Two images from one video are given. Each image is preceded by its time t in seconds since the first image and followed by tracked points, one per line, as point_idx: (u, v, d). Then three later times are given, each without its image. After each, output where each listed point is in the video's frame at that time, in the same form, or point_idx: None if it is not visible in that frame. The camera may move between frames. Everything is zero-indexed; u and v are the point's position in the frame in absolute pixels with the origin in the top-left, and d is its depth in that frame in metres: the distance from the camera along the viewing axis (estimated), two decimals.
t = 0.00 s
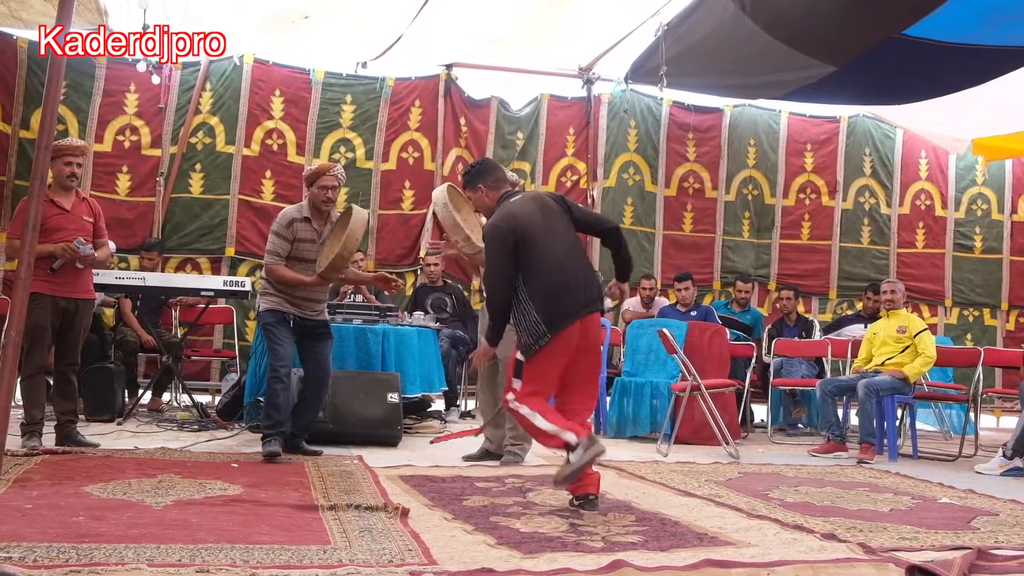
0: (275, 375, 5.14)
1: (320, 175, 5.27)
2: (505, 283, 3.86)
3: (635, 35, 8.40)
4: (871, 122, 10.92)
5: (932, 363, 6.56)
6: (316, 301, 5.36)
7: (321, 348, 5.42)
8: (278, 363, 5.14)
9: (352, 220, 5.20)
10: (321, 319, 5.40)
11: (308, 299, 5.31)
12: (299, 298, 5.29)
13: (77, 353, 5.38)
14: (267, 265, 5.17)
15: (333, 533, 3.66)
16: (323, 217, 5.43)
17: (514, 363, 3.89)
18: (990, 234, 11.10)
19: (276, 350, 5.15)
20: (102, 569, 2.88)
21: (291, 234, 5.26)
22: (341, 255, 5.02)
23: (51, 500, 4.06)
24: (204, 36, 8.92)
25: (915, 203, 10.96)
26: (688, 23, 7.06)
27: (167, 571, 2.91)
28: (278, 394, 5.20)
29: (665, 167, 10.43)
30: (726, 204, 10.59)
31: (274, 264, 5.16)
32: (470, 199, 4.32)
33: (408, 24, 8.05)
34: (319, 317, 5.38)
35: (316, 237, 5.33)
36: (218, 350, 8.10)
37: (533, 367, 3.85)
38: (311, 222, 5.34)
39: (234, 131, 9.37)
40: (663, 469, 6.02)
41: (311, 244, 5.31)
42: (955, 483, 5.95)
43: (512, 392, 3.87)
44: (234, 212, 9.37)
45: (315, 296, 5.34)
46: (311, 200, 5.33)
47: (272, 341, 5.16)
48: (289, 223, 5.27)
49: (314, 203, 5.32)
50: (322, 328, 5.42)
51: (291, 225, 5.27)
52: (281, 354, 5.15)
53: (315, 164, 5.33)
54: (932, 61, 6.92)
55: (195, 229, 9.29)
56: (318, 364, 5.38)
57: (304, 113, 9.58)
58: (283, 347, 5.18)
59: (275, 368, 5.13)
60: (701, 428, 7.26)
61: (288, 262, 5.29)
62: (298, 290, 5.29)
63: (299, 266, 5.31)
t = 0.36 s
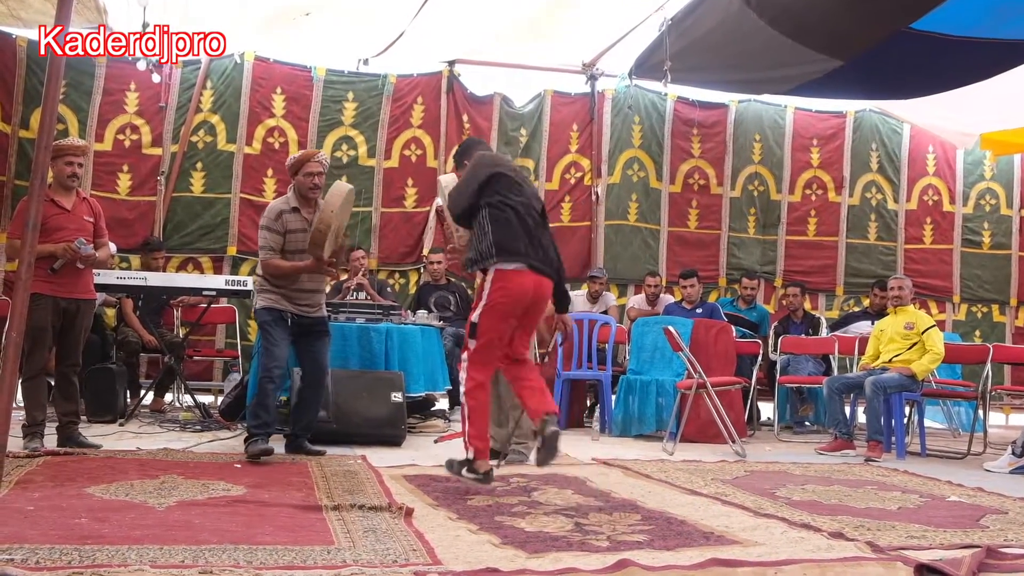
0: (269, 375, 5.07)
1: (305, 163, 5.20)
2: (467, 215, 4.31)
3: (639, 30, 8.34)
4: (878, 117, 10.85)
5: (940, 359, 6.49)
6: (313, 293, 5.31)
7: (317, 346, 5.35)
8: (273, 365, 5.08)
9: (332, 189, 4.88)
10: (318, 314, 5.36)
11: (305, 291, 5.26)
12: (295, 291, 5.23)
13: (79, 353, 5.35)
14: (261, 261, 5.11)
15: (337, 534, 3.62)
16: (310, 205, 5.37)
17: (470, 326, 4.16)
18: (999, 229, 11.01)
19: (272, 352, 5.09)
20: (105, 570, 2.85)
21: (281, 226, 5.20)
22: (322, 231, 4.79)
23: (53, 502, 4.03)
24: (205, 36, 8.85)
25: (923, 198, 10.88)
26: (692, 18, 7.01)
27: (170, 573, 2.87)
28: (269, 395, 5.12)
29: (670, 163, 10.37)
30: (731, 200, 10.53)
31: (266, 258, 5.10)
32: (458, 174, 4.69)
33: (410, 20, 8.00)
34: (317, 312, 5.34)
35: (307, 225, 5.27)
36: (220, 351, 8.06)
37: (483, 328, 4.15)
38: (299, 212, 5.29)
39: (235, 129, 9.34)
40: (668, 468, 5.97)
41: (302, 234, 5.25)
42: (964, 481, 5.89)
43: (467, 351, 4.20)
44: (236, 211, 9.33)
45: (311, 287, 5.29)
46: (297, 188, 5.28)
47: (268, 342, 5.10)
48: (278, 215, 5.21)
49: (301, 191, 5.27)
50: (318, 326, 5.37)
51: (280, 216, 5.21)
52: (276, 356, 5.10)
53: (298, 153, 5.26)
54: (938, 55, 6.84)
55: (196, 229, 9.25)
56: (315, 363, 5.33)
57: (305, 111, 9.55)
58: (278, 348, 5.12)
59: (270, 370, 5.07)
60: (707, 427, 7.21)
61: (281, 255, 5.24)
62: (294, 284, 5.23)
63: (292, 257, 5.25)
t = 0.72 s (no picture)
0: (265, 380, 4.92)
1: (293, 149, 5.08)
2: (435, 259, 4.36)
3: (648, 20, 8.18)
4: (891, 110, 10.66)
5: (955, 358, 6.33)
6: (294, 287, 5.13)
7: (302, 343, 5.20)
8: (266, 367, 4.92)
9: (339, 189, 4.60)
10: (299, 311, 5.19)
11: (287, 284, 5.08)
12: (277, 285, 5.05)
13: (72, 350, 5.23)
14: (245, 248, 4.88)
15: (336, 535, 3.49)
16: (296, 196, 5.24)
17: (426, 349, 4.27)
18: (1015, 225, 10.81)
19: (263, 354, 4.92)
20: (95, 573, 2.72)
21: (267, 213, 5.02)
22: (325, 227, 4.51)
23: (44, 502, 3.91)
24: (205, 37, 8.85)
25: (937, 193, 10.70)
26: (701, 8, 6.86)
27: None
28: (265, 400, 4.97)
29: (678, 157, 10.22)
30: (741, 195, 10.37)
31: (251, 245, 4.89)
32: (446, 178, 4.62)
33: (412, 10, 7.86)
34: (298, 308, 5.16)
35: (293, 215, 5.12)
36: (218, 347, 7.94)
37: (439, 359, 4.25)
38: (286, 200, 5.12)
39: (233, 120, 9.22)
40: (676, 469, 5.83)
41: (288, 223, 5.10)
42: (980, 483, 5.74)
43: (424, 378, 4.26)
44: (232, 205, 9.25)
45: (293, 280, 5.12)
46: (285, 176, 5.12)
47: (259, 344, 4.92)
48: (265, 201, 5.02)
49: (288, 178, 5.12)
50: (299, 322, 5.20)
51: (267, 203, 5.03)
52: (268, 358, 4.93)
53: (284, 140, 5.13)
54: (955, 46, 6.67)
55: (192, 223, 9.15)
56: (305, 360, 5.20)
57: (305, 102, 9.42)
58: (270, 349, 4.96)
59: (264, 373, 4.92)
60: (716, 427, 7.07)
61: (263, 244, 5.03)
62: (275, 277, 5.04)
63: (276, 247, 5.06)
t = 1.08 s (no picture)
0: (264, 377, 4.91)
1: (298, 144, 5.05)
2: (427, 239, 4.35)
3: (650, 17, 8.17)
4: (894, 107, 10.65)
5: (957, 356, 6.32)
6: (286, 280, 5.12)
7: (294, 337, 5.23)
8: (264, 364, 4.92)
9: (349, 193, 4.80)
10: (289, 305, 5.18)
11: (280, 279, 5.07)
12: (271, 279, 5.03)
13: (74, 346, 5.23)
14: (242, 239, 4.85)
15: (338, 531, 3.49)
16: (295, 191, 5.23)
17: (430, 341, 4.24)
18: (1018, 222, 10.80)
19: (260, 351, 4.92)
20: (99, 568, 2.72)
21: (268, 205, 5.01)
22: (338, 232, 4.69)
23: (46, 497, 3.91)
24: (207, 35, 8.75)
25: (940, 190, 10.69)
26: (704, 5, 6.84)
27: (166, 571, 2.74)
28: (264, 398, 4.96)
29: (680, 154, 10.21)
30: (743, 191, 10.37)
31: (250, 236, 4.86)
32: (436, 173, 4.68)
33: (414, 6, 7.86)
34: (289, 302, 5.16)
35: (292, 209, 5.11)
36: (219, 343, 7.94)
37: (442, 342, 4.22)
38: (286, 193, 5.11)
39: (235, 117, 9.22)
40: (678, 466, 5.83)
41: (286, 217, 5.09)
42: (981, 481, 5.73)
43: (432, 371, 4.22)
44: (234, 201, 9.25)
45: (286, 275, 5.12)
46: (286, 169, 5.10)
47: (256, 341, 4.91)
48: (266, 192, 5.00)
49: (289, 172, 5.10)
50: (291, 316, 5.22)
51: (269, 195, 5.00)
52: (265, 355, 4.93)
53: (290, 133, 5.10)
54: (956, 43, 6.66)
55: (194, 219, 9.14)
56: (295, 352, 5.23)
57: (307, 99, 9.41)
58: (267, 346, 4.95)
59: (262, 370, 4.91)
60: (717, 424, 7.07)
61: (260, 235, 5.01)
62: (269, 271, 5.02)
63: (273, 240, 5.05)
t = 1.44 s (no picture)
0: (264, 375, 4.91)
1: (296, 137, 5.05)
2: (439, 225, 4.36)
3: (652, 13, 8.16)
4: (896, 105, 10.64)
5: (958, 353, 6.33)
6: (291, 273, 5.12)
7: (294, 333, 5.23)
8: (264, 362, 4.91)
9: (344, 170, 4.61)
10: (294, 297, 5.20)
11: (285, 272, 5.07)
12: (276, 273, 5.03)
13: (76, 343, 5.23)
14: (249, 236, 4.85)
15: (339, 529, 3.49)
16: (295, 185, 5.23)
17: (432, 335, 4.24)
18: (1020, 220, 10.80)
19: (262, 349, 4.91)
20: (101, 565, 2.72)
21: (272, 201, 5.00)
22: (336, 211, 4.54)
23: (48, 495, 3.91)
24: (204, 37, 8.97)
25: (942, 187, 10.67)
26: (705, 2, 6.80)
27: (168, 568, 2.74)
28: (265, 396, 4.95)
29: (682, 151, 10.20)
30: (745, 188, 10.36)
31: (256, 233, 4.86)
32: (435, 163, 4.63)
33: (415, 3, 7.85)
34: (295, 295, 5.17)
35: (294, 203, 5.11)
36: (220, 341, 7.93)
37: (447, 334, 4.23)
38: (287, 187, 5.10)
39: (236, 114, 9.22)
40: (679, 464, 5.82)
41: (290, 211, 5.08)
42: (983, 478, 5.73)
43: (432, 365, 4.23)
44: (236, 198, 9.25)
45: (291, 268, 5.12)
46: (285, 163, 5.08)
47: (257, 339, 4.90)
48: (270, 188, 4.99)
49: (289, 165, 5.08)
50: (296, 308, 5.23)
51: (272, 191, 5.00)
52: (266, 353, 4.93)
53: (286, 126, 5.09)
54: (957, 41, 6.64)
55: (196, 217, 9.14)
56: (295, 349, 5.22)
57: (309, 96, 9.41)
58: (268, 344, 4.95)
59: (263, 368, 4.90)
60: (718, 422, 7.06)
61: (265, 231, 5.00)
62: (275, 265, 5.02)
63: (276, 235, 5.05)
